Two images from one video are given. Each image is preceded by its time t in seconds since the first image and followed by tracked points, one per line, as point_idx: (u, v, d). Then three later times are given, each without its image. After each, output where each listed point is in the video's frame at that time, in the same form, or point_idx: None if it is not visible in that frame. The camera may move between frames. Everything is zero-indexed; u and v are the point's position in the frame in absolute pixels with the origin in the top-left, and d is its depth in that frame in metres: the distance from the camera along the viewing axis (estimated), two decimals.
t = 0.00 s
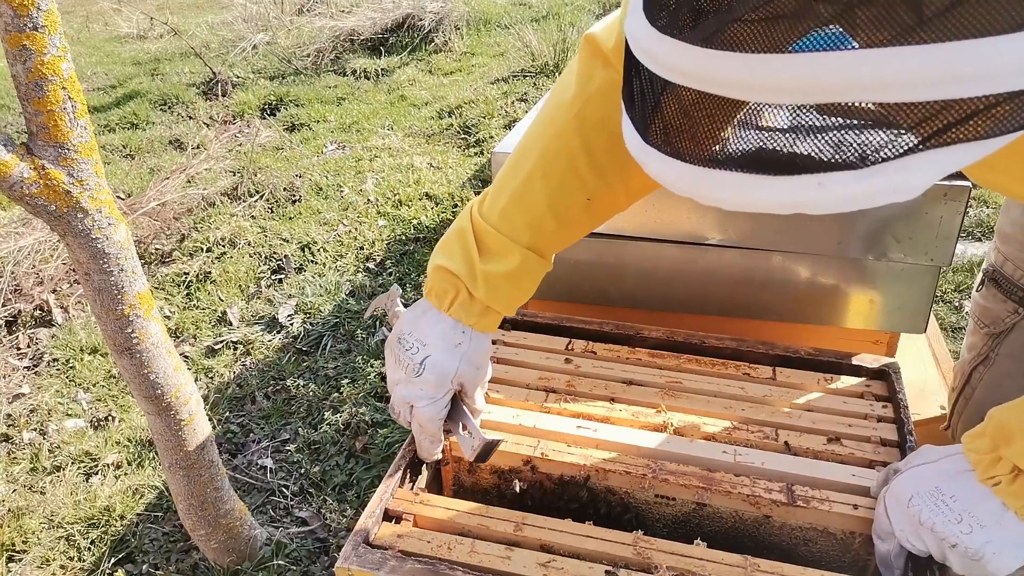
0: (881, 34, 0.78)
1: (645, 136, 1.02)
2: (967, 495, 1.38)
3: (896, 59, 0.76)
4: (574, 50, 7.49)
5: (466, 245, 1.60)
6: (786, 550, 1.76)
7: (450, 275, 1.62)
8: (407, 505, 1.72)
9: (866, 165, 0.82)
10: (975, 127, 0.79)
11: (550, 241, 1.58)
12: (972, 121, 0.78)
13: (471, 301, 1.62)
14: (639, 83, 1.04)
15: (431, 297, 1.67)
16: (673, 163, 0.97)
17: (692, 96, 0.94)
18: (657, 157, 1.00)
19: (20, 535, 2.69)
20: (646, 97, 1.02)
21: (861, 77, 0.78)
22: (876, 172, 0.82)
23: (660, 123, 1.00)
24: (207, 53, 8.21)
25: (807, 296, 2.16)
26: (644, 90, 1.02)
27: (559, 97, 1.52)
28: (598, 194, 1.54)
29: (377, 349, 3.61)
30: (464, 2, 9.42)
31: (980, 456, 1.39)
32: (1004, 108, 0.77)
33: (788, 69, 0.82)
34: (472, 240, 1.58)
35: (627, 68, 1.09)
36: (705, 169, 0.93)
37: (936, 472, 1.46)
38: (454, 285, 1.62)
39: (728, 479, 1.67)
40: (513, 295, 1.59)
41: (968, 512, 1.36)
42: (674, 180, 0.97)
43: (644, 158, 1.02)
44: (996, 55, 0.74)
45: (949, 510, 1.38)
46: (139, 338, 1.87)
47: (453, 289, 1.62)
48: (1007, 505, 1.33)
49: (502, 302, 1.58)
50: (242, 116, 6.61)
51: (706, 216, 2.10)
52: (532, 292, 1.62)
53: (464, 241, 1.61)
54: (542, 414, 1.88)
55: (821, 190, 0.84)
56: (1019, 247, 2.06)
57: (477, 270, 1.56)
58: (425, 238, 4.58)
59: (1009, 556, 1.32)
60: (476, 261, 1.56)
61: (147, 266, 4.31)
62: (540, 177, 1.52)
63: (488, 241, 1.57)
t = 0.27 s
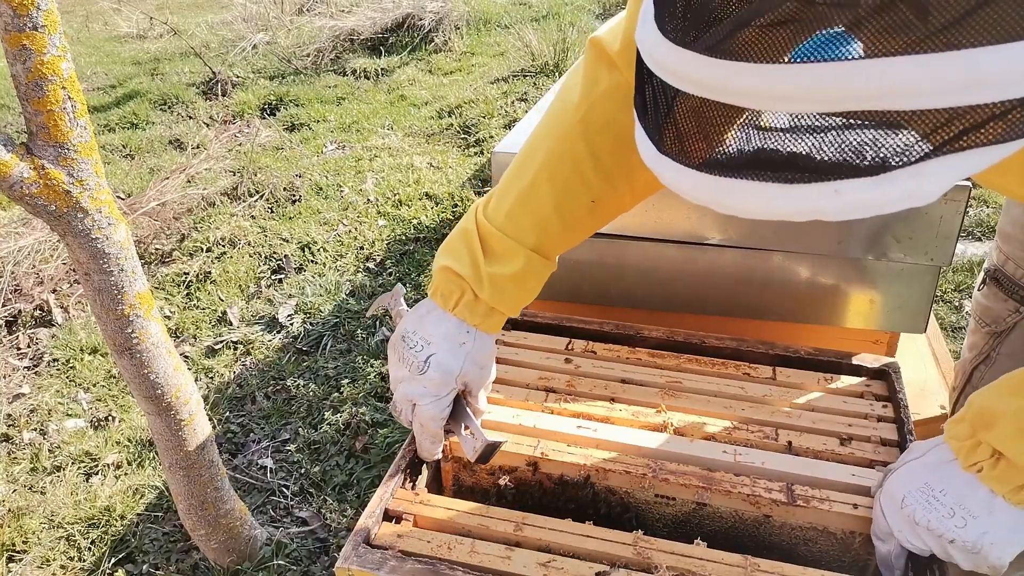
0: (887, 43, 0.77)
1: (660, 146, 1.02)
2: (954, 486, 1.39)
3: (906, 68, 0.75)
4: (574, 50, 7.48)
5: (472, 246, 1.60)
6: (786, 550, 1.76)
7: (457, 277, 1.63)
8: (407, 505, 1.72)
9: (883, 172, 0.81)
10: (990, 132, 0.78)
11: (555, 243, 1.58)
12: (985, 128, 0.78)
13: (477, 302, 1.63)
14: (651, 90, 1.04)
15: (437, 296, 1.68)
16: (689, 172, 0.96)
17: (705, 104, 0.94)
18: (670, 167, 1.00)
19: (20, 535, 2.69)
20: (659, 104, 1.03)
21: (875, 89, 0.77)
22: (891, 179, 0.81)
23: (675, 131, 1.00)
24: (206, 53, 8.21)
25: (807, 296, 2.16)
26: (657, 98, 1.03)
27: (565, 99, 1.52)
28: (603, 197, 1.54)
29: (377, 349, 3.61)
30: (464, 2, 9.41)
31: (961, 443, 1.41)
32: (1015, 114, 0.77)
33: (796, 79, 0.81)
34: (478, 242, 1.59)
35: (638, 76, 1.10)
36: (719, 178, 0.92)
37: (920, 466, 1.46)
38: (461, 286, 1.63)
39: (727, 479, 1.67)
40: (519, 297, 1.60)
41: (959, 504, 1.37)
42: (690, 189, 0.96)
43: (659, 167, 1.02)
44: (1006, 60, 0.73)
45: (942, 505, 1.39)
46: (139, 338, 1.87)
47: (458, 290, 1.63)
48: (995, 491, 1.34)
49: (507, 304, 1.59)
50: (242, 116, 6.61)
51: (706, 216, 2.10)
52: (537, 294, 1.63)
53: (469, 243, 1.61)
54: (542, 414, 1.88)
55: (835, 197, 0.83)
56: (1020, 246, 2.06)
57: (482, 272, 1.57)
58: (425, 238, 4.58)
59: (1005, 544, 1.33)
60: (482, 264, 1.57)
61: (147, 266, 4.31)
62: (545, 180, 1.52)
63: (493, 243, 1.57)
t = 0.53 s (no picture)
0: (885, 55, 0.78)
1: (665, 156, 1.02)
2: (959, 496, 1.38)
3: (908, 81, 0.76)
4: (574, 50, 7.48)
5: (473, 246, 1.61)
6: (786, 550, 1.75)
7: (457, 276, 1.63)
8: (407, 505, 1.72)
9: (884, 184, 0.81)
10: (992, 142, 0.77)
11: (556, 244, 1.59)
12: (985, 139, 0.77)
13: (477, 302, 1.63)
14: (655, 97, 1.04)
15: (438, 296, 1.68)
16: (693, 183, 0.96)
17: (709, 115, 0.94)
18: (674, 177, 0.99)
19: (20, 535, 2.69)
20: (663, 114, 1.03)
21: (876, 102, 0.78)
22: (893, 191, 0.81)
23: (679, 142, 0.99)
24: (207, 53, 8.21)
25: (807, 296, 2.16)
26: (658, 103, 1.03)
27: (565, 100, 1.52)
28: (603, 198, 1.55)
29: (377, 349, 3.61)
30: (464, 2, 9.42)
31: (968, 454, 1.40)
32: (1015, 125, 0.75)
33: (800, 91, 0.81)
34: (479, 242, 1.59)
35: (642, 84, 1.09)
36: (723, 189, 0.93)
37: (926, 473, 1.46)
38: (462, 286, 1.64)
39: (727, 479, 1.67)
40: (519, 297, 1.60)
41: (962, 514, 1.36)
42: (694, 200, 0.96)
43: (663, 176, 1.02)
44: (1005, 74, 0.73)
45: (944, 514, 1.38)
46: (139, 338, 1.87)
47: (459, 290, 1.64)
48: (1001, 504, 1.33)
49: (508, 304, 1.60)
50: (242, 116, 6.61)
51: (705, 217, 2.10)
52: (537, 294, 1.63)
53: (471, 243, 1.62)
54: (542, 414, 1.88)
55: (838, 208, 0.84)
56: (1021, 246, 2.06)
57: (483, 272, 1.58)
58: (425, 238, 4.59)
59: (1006, 557, 1.32)
60: (482, 264, 1.58)
61: (147, 266, 4.31)
62: (546, 180, 1.52)
63: (494, 244, 1.58)
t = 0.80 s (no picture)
0: (890, 64, 0.78)
1: (672, 163, 1.02)
2: (975, 500, 1.38)
3: (917, 86, 0.76)
4: (574, 50, 7.48)
5: (478, 246, 1.61)
6: (786, 549, 1.75)
7: (462, 277, 1.63)
8: (407, 505, 1.72)
9: (891, 189, 0.82)
10: (1001, 145, 0.78)
11: (561, 245, 1.59)
12: (990, 145, 0.78)
13: (482, 302, 1.63)
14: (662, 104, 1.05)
15: (442, 296, 1.68)
16: (701, 189, 0.97)
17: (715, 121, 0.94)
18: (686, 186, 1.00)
19: (20, 535, 2.69)
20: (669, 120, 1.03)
21: (886, 108, 0.78)
22: (902, 196, 0.81)
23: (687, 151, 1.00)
24: (207, 53, 8.21)
25: (807, 296, 2.16)
26: (666, 113, 1.04)
27: (571, 102, 1.53)
28: (608, 199, 1.55)
29: (377, 349, 3.61)
30: (464, 2, 9.41)
31: (988, 461, 1.40)
32: (1020, 131, 0.77)
33: (805, 98, 0.82)
34: (484, 242, 1.59)
35: (648, 91, 1.09)
36: (731, 195, 0.93)
37: (940, 474, 1.46)
38: (466, 286, 1.64)
39: (727, 479, 1.67)
40: (523, 298, 1.60)
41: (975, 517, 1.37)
42: (702, 207, 0.97)
43: (672, 184, 1.02)
44: (1010, 83, 0.74)
45: (957, 516, 1.38)
46: (139, 337, 1.87)
47: (464, 290, 1.64)
48: (1016, 511, 1.34)
49: (512, 305, 1.59)
50: (242, 116, 6.61)
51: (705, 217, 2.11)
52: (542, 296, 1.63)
53: (476, 243, 1.62)
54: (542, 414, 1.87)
55: (846, 214, 0.84)
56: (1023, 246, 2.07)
57: (488, 272, 1.57)
58: (425, 238, 4.59)
59: (1016, 562, 1.34)
60: (487, 264, 1.57)
61: (147, 266, 4.31)
62: (551, 181, 1.53)
63: (499, 244, 1.57)
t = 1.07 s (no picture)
0: (891, 69, 0.79)
1: (676, 165, 1.01)
2: (995, 502, 1.40)
3: (919, 93, 0.77)
4: (574, 50, 7.48)
5: (480, 243, 1.61)
6: (788, 546, 1.75)
7: (466, 273, 1.64)
8: (407, 505, 1.72)
9: (893, 193, 0.82)
10: (1002, 152, 0.77)
11: (563, 242, 1.59)
12: (993, 149, 0.78)
13: (485, 299, 1.64)
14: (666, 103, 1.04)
15: (445, 292, 1.69)
16: (704, 192, 0.96)
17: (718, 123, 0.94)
18: (690, 186, 0.99)
19: (20, 535, 2.69)
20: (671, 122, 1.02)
21: (885, 114, 0.79)
22: (903, 201, 0.81)
23: (691, 155, 0.99)
24: (207, 53, 8.20)
25: (807, 296, 2.16)
26: (669, 112, 1.03)
27: (574, 100, 1.52)
28: (610, 197, 1.56)
29: (377, 349, 3.61)
30: (464, 2, 9.41)
31: (1009, 463, 1.42)
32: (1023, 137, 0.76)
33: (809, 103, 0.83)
34: (486, 239, 1.59)
35: (652, 90, 1.09)
36: (734, 197, 0.93)
37: (959, 475, 1.48)
38: (469, 283, 1.64)
39: (728, 474, 1.67)
40: (526, 295, 1.61)
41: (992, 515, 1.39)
42: (704, 209, 0.96)
43: (675, 187, 1.01)
44: (1010, 89, 0.74)
45: (975, 515, 1.40)
46: (139, 337, 1.87)
47: (467, 286, 1.64)
48: None
49: (515, 302, 1.61)
50: (242, 116, 6.61)
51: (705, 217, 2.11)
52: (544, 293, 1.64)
53: (479, 240, 1.62)
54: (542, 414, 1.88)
55: (849, 218, 0.84)
56: None
57: (490, 269, 1.58)
58: (425, 238, 4.59)
59: None
60: (489, 261, 1.58)
61: (147, 266, 4.31)
62: (554, 179, 1.53)
63: (501, 241, 1.58)
